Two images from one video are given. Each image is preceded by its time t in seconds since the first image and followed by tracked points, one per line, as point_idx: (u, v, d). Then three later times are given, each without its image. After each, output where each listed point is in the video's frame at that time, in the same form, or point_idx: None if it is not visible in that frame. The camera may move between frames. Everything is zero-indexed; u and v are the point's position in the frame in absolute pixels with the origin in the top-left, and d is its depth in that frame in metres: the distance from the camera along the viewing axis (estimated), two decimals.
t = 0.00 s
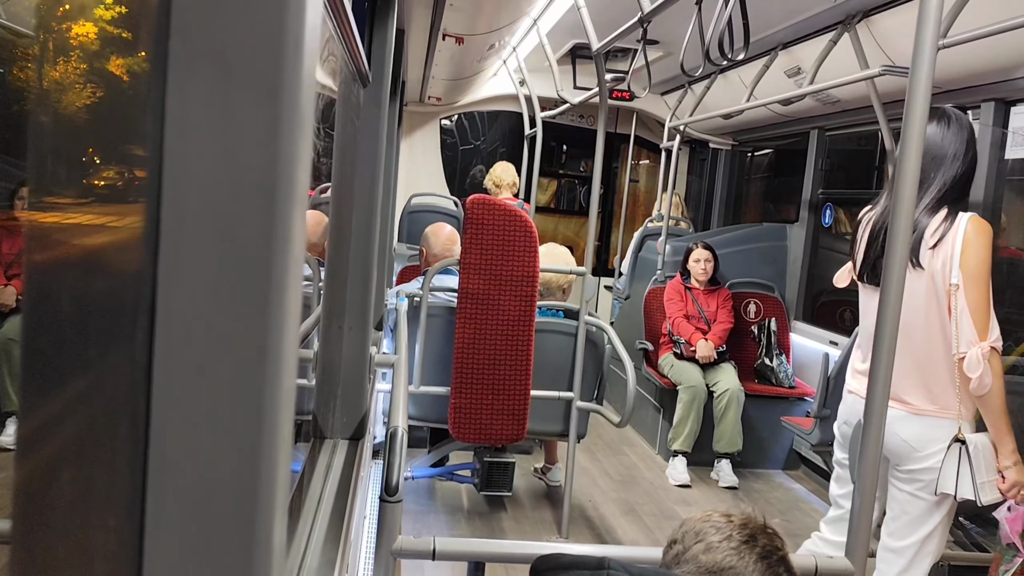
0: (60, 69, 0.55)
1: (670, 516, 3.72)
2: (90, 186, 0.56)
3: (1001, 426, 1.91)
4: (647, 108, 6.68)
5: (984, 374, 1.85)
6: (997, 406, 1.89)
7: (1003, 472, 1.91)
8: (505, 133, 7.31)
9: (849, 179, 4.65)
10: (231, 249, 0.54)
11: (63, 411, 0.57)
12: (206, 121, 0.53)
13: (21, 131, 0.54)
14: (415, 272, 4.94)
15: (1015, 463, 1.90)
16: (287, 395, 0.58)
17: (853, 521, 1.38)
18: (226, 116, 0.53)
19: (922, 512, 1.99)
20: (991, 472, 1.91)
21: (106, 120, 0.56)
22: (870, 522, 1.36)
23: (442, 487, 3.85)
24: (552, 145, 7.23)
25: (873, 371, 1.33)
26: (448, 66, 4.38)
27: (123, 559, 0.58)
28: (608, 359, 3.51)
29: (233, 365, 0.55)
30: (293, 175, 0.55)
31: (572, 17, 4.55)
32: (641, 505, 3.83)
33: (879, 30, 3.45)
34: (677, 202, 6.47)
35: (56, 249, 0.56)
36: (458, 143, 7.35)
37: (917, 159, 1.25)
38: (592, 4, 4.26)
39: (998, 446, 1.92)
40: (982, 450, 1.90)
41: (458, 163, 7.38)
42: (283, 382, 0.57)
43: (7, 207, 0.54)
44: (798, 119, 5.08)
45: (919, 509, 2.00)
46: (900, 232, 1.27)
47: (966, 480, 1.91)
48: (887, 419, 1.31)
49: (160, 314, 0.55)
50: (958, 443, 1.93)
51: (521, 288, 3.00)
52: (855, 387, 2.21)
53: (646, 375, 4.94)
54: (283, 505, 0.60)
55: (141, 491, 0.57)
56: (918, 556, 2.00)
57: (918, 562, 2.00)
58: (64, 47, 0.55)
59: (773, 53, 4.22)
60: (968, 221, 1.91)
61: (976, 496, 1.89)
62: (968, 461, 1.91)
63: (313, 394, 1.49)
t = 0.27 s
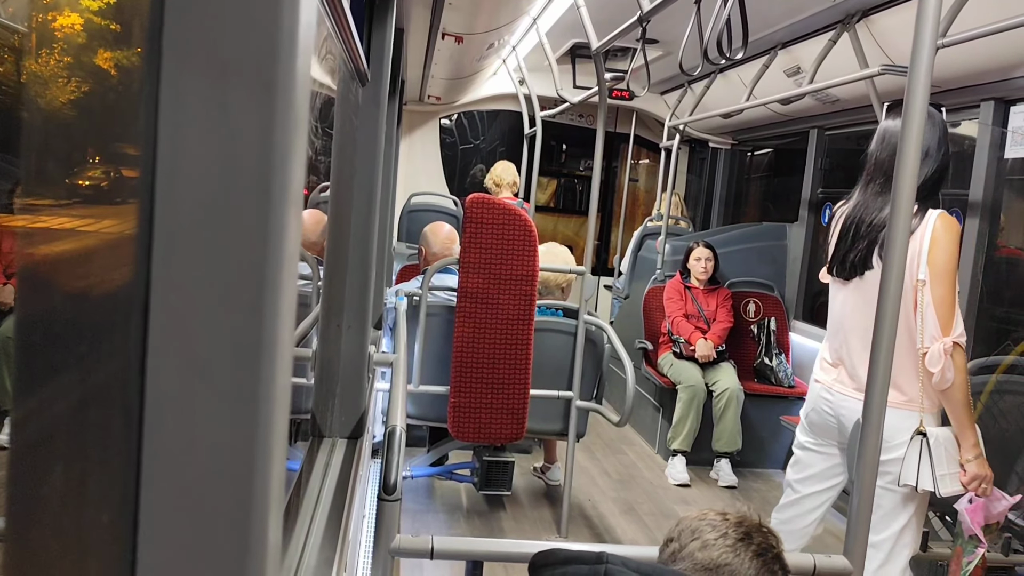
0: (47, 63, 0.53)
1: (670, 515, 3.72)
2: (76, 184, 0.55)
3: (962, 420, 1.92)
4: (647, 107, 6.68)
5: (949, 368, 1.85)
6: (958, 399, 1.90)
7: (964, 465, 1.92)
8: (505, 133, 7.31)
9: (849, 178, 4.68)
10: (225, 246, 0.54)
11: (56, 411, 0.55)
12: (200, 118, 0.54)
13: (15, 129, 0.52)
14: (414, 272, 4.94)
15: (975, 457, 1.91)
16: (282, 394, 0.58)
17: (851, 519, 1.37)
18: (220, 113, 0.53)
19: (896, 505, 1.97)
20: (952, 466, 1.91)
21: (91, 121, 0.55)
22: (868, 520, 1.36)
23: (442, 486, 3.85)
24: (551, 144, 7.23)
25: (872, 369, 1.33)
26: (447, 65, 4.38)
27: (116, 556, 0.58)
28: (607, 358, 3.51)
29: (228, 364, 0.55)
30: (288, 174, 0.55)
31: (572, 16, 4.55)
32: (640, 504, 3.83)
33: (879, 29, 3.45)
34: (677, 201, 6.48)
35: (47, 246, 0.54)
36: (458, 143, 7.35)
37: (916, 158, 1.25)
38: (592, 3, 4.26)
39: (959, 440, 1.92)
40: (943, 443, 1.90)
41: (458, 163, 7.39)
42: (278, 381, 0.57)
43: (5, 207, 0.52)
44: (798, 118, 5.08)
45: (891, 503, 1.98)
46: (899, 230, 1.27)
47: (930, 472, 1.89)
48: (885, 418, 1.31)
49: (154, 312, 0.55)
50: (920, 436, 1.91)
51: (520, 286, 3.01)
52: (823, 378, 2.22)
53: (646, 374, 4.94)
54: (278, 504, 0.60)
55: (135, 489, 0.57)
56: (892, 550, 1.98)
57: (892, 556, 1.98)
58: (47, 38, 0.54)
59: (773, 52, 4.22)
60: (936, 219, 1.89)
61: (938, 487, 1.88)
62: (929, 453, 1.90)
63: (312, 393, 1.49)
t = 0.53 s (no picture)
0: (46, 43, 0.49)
1: (669, 515, 3.73)
2: (60, 185, 0.51)
3: (928, 414, 1.90)
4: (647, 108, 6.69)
5: (910, 365, 1.88)
6: (923, 393, 1.90)
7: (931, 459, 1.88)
8: (505, 133, 7.33)
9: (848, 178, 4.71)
10: (225, 245, 0.55)
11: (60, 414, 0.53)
12: (202, 118, 0.55)
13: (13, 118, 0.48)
14: (414, 271, 4.95)
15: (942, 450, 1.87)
16: (282, 391, 0.59)
17: (848, 517, 1.38)
18: (222, 114, 0.54)
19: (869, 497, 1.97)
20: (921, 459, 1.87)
21: (79, 117, 0.51)
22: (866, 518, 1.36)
23: (441, 485, 3.86)
24: (551, 144, 7.24)
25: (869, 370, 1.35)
26: (446, 65, 4.39)
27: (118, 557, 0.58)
28: (606, 357, 3.52)
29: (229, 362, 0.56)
30: (289, 174, 0.56)
31: (572, 17, 4.56)
32: (639, 504, 3.84)
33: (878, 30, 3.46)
34: (676, 201, 6.49)
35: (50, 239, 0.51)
36: (458, 142, 7.36)
37: (913, 160, 1.26)
38: (591, 4, 4.27)
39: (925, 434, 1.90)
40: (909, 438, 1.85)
41: (457, 162, 7.39)
42: (279, 379, 0.58)
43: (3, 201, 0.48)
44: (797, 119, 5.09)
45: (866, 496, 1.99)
46: (898, 231, 1.27)
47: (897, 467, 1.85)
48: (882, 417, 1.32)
49: (157, 310, 0.56)
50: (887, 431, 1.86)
51: (520, 286, 3.02)
52: (794, 372, 2.24)
53: (645, 374, 4.95)
54: (278, 502, 0.61)
55: (137, 486, 0.58)
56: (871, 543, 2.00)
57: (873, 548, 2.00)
58: (28, 26, 0.48)
59: (772, 53, 4.22)
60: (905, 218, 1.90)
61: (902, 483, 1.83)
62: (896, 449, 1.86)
63: (312, 392, 1.49)
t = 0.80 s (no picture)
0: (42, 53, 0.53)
1: (670, 518, 3.71)
2: (42, 187, 0.54)
3: (918, 417, 1.88)
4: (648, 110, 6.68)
5: (898, 363, 1.86)
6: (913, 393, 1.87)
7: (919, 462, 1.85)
8: (506, 135, 7.33)
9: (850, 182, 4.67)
10: (217, 244, 0.54)
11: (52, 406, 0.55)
12: (195, 115, 0.54)
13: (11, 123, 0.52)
14: (414, 273, 4.95)
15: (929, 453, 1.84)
16: (276, 392, 0.58)
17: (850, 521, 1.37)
18: (214, 111, 0.53)
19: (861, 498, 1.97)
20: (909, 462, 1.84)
21: (69, 119, 0.54)
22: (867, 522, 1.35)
23: (441, 488, 3.85)
24: (552, 146, 7.23)
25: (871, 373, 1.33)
26: (447, 67, 4.39)
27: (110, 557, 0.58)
28: (607, 360, 3.50)
29: (222, 363, 0.55)
30: (282, 172, 0.55)
31: (572, 19, 4.56)
32: (640, 507, 3.82)
33: (880, 32, 3.45)
34: (677, 203, 6.48)
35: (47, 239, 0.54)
36: (459, 144, 7.36)
37: (915, 161, 1.25)
38: (592, 6, 4.27)
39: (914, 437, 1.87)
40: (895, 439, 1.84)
41: (458, 164, 7.39)
42: (273, 381, 0.57)
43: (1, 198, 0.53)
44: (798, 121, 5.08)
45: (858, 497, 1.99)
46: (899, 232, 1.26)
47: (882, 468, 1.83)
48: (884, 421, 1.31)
49: (149, 310, 0.55)
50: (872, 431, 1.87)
51: (521, 288, 3.01)
52: (789, 372, 2.21)
53: (646, 377, 4.94)
54: (273, 506, 0.60)
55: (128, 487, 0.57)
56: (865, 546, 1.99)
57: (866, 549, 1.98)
58: (17, 27, 0.52)
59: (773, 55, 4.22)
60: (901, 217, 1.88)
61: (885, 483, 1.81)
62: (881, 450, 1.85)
63: (311, 394, 1.49)
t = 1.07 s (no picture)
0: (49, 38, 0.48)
1: (677, 523, 3.70)
2: (29, 190, 0.48)
3: (922, 422, 1.86)
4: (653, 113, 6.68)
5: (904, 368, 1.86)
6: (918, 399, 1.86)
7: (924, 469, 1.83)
8: (511, 138, 7.33)
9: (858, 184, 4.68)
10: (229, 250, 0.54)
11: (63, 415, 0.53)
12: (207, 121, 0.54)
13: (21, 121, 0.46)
14: (420, 276, 4.95)
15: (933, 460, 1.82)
16: (288, 398, 0.58)
17: (858, 525, 1.36)
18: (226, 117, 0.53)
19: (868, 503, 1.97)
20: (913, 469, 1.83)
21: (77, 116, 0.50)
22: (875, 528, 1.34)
23: (447, 492, 3.85)
24: (558, 149, 7.23)
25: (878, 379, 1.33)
26: (453, 71, 4.38)
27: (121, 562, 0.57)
28: (613, 364, 3.50)
29: (232, 368, 0.55)
30: (294, 178, 0.55)
31: (578, 22, 4.55)
32: (647, 512, 3.81)
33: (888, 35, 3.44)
34: (683, 207, 6.47)
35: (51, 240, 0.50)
36: (464, 148, 7.36)
37: (923, 165, 1.25)
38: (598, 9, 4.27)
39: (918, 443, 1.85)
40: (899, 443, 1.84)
41: (464, 167, 7.39)
42: (284, 385, 0.57)
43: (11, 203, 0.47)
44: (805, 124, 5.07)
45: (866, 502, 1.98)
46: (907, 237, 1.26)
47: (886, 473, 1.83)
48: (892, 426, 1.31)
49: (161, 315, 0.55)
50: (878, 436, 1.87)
51: (527, 291, 3.00)
52: (796, 377, 2.21)
53: (652, 380, 4.93)
54: (284, 508, 0.60)
55: (141, 491, 0.57)
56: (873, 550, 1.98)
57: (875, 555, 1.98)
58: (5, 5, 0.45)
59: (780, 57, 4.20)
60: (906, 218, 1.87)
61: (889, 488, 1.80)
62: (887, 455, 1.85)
63: (318, 398, 1.48)
